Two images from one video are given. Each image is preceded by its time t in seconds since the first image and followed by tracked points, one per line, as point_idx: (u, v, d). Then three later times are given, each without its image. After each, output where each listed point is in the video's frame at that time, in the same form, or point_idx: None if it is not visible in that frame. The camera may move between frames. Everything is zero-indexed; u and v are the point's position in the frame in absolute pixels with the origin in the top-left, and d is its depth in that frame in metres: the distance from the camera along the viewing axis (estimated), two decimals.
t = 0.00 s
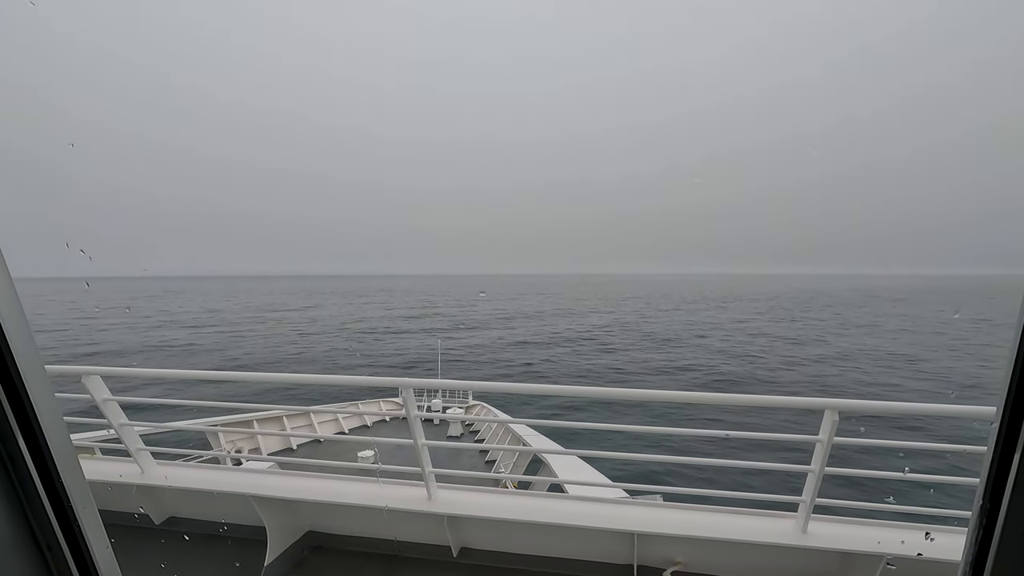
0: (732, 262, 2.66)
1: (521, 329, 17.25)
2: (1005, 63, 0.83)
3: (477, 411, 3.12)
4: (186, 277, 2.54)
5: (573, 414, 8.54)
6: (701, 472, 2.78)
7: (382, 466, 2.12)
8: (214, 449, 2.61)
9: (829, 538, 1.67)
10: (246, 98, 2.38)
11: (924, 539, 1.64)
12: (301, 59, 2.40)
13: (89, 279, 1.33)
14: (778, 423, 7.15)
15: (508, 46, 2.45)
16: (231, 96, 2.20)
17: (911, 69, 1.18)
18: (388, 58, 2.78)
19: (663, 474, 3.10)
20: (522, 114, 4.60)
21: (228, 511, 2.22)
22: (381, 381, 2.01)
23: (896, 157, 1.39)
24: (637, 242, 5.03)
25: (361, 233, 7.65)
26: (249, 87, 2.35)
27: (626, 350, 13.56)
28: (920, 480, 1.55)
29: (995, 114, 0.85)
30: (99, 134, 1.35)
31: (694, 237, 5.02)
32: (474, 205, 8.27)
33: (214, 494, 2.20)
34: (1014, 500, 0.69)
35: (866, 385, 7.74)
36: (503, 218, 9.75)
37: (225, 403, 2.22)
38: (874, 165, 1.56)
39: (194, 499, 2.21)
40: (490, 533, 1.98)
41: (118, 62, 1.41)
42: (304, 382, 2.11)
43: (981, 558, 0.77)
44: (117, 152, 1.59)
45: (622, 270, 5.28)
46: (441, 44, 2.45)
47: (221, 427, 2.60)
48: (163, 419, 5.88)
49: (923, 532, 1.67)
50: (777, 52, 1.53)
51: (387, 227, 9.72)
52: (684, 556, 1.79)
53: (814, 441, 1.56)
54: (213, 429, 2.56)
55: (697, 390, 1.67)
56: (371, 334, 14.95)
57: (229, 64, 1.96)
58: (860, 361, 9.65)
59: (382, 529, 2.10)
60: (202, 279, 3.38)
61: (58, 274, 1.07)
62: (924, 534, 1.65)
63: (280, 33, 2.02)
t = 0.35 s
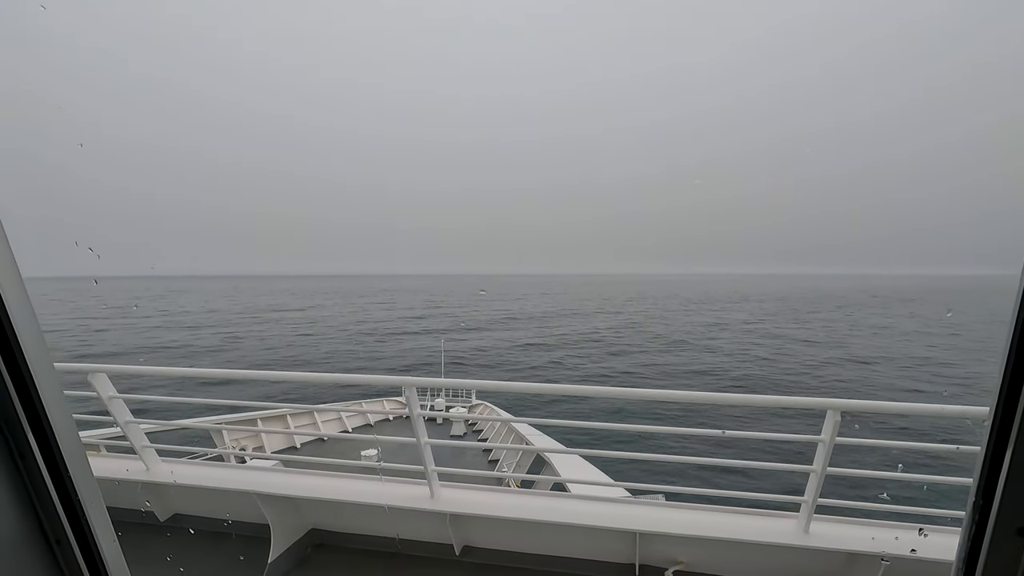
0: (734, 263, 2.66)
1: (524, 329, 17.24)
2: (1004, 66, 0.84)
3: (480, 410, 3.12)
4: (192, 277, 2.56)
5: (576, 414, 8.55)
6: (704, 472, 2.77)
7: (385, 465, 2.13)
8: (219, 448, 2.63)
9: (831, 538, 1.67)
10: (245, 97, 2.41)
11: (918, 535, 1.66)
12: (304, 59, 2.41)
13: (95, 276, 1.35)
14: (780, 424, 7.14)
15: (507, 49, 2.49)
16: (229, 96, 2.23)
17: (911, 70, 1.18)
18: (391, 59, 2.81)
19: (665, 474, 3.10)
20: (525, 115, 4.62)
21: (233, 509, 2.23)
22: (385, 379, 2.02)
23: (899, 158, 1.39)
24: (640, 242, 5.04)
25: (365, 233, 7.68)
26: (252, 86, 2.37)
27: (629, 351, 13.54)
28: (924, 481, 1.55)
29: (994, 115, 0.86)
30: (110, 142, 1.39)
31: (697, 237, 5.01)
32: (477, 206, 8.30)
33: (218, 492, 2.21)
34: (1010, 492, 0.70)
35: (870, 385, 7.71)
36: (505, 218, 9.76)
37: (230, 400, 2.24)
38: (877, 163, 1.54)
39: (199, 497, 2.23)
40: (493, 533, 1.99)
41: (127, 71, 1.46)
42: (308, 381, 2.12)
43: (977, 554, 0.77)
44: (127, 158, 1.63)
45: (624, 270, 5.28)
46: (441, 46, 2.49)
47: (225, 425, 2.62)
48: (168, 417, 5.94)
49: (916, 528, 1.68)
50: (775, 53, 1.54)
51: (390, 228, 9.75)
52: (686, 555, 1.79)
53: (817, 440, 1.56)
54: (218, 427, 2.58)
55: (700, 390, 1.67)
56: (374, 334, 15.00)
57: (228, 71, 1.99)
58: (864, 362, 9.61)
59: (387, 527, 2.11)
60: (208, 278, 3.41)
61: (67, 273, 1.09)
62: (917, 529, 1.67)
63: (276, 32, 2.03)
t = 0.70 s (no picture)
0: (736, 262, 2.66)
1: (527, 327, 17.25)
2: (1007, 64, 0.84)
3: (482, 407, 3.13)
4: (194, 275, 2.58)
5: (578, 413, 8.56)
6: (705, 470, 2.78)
7: (387, 461, 2.13)
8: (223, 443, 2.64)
9: (833, 536, 1.66)
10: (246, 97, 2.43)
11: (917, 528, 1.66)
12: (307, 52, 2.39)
13: (99, 271, 1.37)
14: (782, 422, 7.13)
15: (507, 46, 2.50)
16: (231, 90, 2.25)
17: (911, 70, 1.19)
18: (393, 55, 2.82)
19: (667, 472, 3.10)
20: (528, 114, 4.62)
21: (236, 504, 2.24)
22: (386, 376, 2.03)
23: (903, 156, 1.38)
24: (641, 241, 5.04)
25: (368, 232, 7.70)
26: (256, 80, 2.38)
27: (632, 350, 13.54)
28: (926, 479, 1.55)
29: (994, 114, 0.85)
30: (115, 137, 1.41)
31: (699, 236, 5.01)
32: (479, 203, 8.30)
33: (222, 486, 2.22)
34: (1011, 482, 0.69)
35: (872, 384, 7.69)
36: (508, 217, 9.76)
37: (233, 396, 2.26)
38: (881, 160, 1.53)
39: (202, 492, 2.24)
40: (493, 529, 1.99)
41: (133, 70, 1.48)
42: (310, 376, 2.13)
43: (976, 546, 0.77)
44: (131, 155, 1.66)
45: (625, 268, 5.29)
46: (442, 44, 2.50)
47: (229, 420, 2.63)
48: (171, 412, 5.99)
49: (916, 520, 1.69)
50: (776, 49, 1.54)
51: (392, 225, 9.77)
52: (687, 552, 1.79)
53: (818, 439, 1.55)
54: (221, 423, 2.60)
55: (701, 388, 1.66)
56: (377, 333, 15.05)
57: (232, 63, 2.01)
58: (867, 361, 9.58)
59: (388, 523, 2.12)
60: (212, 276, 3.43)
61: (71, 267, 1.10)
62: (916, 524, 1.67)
63: (281, 24, 2.01)
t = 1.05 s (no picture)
0: (741, 260, 2.66)
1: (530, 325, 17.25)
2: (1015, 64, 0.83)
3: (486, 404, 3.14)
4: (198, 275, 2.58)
5: (581, 411, 8.58)
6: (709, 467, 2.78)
7: (392, 457, 2.14)
8: (229, 437, 2.67)
9: (837, 533, 1.66)
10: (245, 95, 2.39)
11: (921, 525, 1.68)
12: (310, 50, 2.37)
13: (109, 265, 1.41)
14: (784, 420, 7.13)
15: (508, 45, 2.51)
16: (228, 97, 2.21)
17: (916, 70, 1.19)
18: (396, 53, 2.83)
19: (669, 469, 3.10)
20: (531, 113, 4.61)
21: (242, 498, 2.26)
22: (391, 372, 2.03)
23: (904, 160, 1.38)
24: (644, 238, 5.04)
25: (371, 230, 7.73)
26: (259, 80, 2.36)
27: (635, 348, 13.52)
28: (931, 477, 1.54)
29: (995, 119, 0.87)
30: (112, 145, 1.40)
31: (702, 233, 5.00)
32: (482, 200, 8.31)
33: (229, 481, 2.24)
34: (1013, 492, 0.69)
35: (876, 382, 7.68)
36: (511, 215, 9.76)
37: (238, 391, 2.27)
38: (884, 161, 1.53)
39: (208, 487, 2.26)
40: (497, 525, 2.00)
41: (127, 76, 1.46)
42: (316, 371, 2.14)
43: (980, 549, 0.77)
44: (127, 159, 1.64)
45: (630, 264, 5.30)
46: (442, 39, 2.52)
47: (234, 415, 2.65)
48: (178, 406, 6.06)
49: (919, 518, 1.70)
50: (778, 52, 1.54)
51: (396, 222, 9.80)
52: (691, 549, 1.80)
53: (823, 436, 1.55)
54: (227, 418, 2.63)
55: (706, 385, 1.67)
56: (380, 331, 15.09)
57: (227, 70, 1.97)
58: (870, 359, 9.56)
59: (393, 518, 2.12)
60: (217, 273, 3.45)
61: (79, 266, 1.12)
62: (920, 522, 1.68)
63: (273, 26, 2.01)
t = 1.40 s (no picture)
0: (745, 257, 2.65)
1: (533, 323, 17.25)
2: None
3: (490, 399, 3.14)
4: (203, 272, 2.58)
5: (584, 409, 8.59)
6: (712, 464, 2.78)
7: (397, 451, 2.15)
8: (234, 431, 2.68)
9: (844, 530, 1.66)
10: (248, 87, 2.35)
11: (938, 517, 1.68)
12: (312, 49, 2.35)
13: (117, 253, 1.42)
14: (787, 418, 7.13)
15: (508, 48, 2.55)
16: (223, 99, 2.15)
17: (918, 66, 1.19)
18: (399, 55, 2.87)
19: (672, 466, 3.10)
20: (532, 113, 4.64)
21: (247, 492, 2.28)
22: (396, 367, 2.04)
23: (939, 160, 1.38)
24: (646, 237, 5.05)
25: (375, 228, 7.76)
26: (260, 78, 2.34)
27: (638, 347, 13.49)
28: (938, 474, 1.53)
29: (997, 121, 0.90)
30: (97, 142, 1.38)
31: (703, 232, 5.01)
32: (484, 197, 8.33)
33: (234, 475, 2.26)
34: None
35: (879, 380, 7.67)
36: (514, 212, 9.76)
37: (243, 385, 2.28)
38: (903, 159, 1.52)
39: (213, 481, 2.28)
40: (501, 520, 2.01)
41: (129, 79, 1.47)
42: (320, 366, 2.15)
43: (999, 541, 0.76)
44: (129, 162, 1.65)
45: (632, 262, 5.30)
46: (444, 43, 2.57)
47: (239, 409, 2.67)
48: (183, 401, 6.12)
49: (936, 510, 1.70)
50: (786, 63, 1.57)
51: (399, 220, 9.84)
52: (695, 545, 1.80)
53: (829, 432, 1.54)
54: (232, 412, 2.64)
55: (710, 381, 1.66)
56: (383, 328, 15.16)
57: (221, 72, 1.92)
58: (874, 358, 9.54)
59: (397, 512, 2.13)
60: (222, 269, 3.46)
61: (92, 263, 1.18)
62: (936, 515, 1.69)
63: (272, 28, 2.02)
